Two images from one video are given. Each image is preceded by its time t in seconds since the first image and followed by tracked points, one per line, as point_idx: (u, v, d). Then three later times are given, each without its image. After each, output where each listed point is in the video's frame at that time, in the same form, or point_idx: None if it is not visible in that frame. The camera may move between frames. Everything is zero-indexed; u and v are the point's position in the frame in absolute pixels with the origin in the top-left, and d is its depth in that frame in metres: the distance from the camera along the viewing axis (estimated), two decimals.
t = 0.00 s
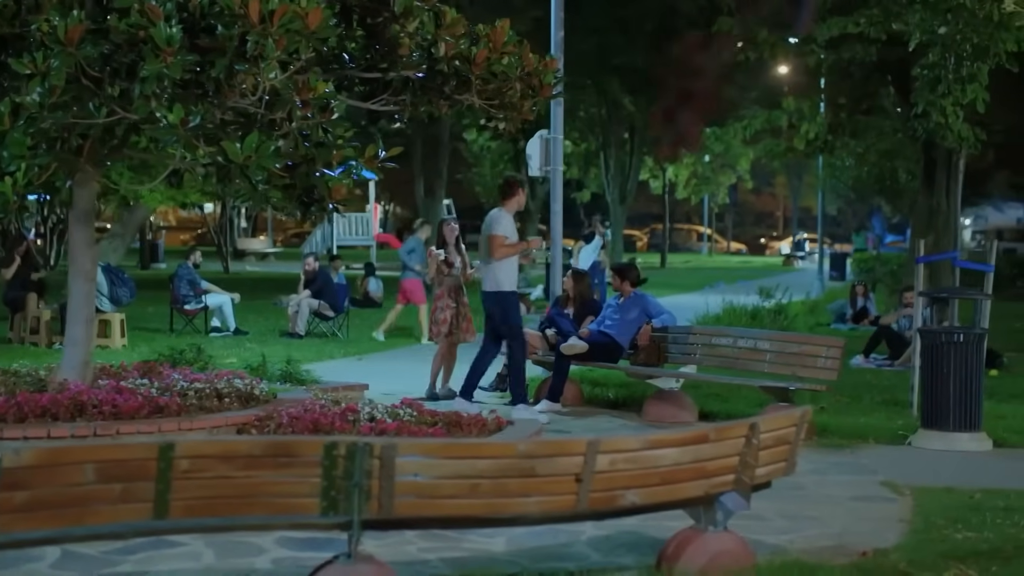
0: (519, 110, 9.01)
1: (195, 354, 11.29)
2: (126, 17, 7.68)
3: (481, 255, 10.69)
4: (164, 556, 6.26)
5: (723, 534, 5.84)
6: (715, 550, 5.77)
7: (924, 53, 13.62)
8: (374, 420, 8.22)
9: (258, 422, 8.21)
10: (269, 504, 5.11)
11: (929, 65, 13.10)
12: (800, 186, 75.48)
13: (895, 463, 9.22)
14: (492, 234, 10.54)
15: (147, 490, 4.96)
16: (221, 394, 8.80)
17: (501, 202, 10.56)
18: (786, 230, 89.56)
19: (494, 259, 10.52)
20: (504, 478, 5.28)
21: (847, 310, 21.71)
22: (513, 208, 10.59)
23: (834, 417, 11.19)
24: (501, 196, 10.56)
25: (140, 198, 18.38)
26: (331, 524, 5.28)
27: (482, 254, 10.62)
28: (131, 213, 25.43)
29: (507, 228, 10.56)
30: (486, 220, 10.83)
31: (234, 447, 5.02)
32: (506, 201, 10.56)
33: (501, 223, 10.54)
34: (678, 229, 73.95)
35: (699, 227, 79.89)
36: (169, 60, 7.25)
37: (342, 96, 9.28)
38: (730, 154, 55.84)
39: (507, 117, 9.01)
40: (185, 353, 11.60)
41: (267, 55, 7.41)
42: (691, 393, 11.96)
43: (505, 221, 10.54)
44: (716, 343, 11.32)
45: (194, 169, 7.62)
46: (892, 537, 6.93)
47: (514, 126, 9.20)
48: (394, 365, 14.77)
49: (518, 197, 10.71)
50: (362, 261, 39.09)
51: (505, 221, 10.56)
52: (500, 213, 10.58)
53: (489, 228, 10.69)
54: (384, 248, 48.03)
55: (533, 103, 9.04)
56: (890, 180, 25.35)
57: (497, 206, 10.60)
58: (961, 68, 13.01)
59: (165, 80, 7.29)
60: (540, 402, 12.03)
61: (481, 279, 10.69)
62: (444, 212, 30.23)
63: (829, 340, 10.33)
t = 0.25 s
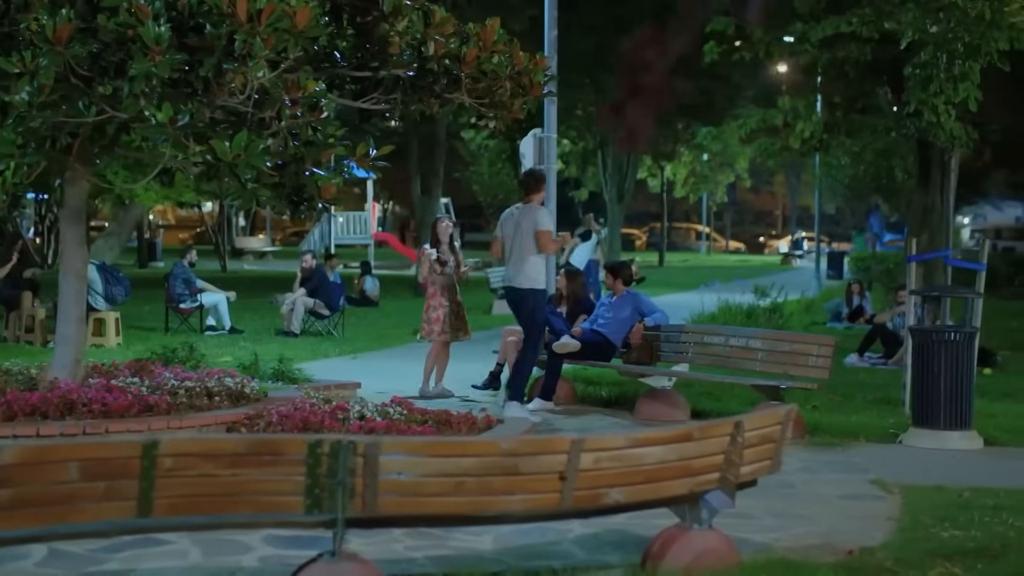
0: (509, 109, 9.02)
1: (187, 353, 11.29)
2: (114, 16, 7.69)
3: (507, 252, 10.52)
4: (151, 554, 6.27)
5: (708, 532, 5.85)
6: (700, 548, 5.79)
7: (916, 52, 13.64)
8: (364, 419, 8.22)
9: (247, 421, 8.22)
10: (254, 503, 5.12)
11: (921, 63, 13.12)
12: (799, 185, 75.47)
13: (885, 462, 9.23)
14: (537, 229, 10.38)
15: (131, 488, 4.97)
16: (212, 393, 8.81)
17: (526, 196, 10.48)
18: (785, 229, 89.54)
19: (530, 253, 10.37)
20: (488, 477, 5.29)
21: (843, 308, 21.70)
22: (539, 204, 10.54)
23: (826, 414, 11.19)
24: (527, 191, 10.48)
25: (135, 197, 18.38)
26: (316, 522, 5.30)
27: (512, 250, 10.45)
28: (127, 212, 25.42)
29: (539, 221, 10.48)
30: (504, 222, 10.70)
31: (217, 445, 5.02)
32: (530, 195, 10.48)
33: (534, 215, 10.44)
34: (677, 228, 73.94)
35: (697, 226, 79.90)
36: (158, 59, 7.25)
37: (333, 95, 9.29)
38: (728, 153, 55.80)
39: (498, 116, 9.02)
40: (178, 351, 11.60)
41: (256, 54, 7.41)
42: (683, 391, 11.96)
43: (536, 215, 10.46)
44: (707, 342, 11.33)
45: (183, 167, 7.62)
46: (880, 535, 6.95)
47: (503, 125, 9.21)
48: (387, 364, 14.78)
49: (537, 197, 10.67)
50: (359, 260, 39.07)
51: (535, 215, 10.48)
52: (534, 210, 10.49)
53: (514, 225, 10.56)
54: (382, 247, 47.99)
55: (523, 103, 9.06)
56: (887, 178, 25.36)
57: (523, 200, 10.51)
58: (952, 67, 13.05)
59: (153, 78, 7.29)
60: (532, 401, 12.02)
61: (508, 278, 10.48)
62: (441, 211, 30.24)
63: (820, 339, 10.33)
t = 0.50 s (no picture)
0: (502, 109, 9.02)
1: (181, 353, 11.29)
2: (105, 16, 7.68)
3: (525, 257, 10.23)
4: (139, 553, 6.27)
5: (696, 531, 5.86)
6: (687, 547, 5.79)
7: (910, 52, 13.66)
8: (355, 418, 8.23)
9: (238, 420, 8.23)
10: (241, 502, 5.13)
11: (915, 63, 13.15)
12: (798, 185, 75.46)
13: (877, 461, 9.23)
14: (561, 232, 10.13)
15: (117, 487, 4.98)
16: (204, 393, 8.82)
17: (539, 197, 10.18)
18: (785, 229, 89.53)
19: (551, 255, 10.10)
20: (474, 476, 5.30)
21: (839, 308, 21.70)
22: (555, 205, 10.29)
23: (820, 414, 11.20)
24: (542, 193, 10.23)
25: (131, 196, 18.36)
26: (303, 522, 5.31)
27: (532, 252, 10.16)
28: (124, 211, 25.39)
29: (557, 221, 10.23)
30: (516, 227, 10.41)
31: (203, 445, 5.03)
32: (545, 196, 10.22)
33: (552, 216, 10.19)
34: (676, 228, 73.94)
35: (696, 225, 79.90)
36: (148, 59, 7.25)
37: (325, 95, 9.30)
38: (727, 152, 55.75)
39: (490, 116, 9.03)
40: (171, 351, 11.59)
41: (246, 54, 7.42)
42: (677, 391, 11.96)
43: (553, 216, 10.19)
44: (700, 341, 11.33)
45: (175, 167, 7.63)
46: (869, 535, 6.96)
47: (495, 125, 9.21)
48: (383, 364, 14.78)
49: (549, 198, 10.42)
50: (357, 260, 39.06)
51: (554, 218, 10.20)
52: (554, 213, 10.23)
53: (529, 230, 10.28)
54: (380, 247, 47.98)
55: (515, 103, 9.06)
56: (884, 178, 25.35)
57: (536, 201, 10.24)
58: (946, 67, 13.07)
59: (144, 78, 7.29)
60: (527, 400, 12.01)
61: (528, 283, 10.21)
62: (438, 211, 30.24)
63: (813, 339, 10.34)
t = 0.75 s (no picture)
0: (494, 110, 9.04)
1: (175, 352, 11.28)
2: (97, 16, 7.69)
3: (545, 254, 10.06)
4: (129, 553, 6.28)
5: (684, 531, 5.87)
6: (675, 547, 5.80)
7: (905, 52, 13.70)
8: (347, 418, 8.24)
9: (230, 420, 8.24)
10: (229, 501, 5.13)
11: (909, 63, 13.18)
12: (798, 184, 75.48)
13: (869, 461, 9.23)
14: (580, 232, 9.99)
15: (104, 486, 4.99)
16: (197, 392, 8.83)
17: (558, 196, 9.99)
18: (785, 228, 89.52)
19: (573, 254, 9.98)
20: (462, 476, 5.31)
21: (836, 308, 21.70)
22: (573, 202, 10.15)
23: (813, 414, 11.20)
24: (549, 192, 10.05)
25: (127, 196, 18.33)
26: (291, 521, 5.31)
27: (552, 251, 10.02)
28: (120, 211, 25.34)
29: (576, 220, 10.10)
30: (532, 224, 10.25)
31: (190, 444, 5.04)
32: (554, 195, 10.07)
33: (572, 215, 10.05)
34: (675, 228, 73.95)
35: (696, 225, 79.95)
36: (140, 59, 7.27)
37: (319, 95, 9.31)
38: (727, 151, 55.74)
39: (482, 116, 9.05)
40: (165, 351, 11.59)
41: (237, 54, 7.45)
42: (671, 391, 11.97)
43: (572, 214, 10.06)
44: (695, 341, 11.36)
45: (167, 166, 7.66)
46: (859, 534, 6.96)
47: (487, 125, 9.23)
48: (378, 364, 14.78)
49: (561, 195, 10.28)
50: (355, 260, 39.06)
51: (573, 218, 10.05)
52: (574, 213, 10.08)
53: (546, 227, 10.11)
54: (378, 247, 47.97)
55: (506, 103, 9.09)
56: (881, 177, 25.36)
57: (552, 200, 10.07)
58: (941, 67, 13.11)
59: (136, 78, 7.32)
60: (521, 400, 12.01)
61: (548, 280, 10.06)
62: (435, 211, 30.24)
63: (806, 338, 10.35)
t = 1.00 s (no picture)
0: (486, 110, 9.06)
1: (169, 352, 11.28)
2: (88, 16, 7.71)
3: (575, 252, 9.83)
4: (119, 552, 6.28)
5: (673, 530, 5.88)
6: (664, 546, 5.80)
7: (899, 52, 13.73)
8: (339, 417, 8.24)
9: (223, 419, 8.25)
10: (217, 501, 5.14)
11: (903, 62, 13.22)
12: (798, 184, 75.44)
13: (862, 460, 9.24)
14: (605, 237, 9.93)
15: (92, 486, 5.00)
16: (189, 391, 8.83)
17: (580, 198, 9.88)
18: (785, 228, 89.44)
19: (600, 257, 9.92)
20: (450, 475, 5.31)
21: (833, 308, 21.70)
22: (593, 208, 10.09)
23: (808, 413, 11.20)
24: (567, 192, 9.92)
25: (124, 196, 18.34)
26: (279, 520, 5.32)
27: (585, 250, 9.83)
28: (118, 211, 25.35)
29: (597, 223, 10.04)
30: (553, 223, 9.96)
31: (178, 443, 5.05)
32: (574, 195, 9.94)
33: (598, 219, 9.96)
34: (675, 228, 73.93)
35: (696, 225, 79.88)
36: (131, 58, 7.28)
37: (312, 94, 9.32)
38: (726, 151, 55.68)
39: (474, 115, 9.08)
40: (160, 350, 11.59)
41: (228, 53, 7.47)
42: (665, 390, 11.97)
43: (599, 217, 9.99)
44: (688, 340, 11.33)
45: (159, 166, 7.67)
46: (849, 533, 6.97)
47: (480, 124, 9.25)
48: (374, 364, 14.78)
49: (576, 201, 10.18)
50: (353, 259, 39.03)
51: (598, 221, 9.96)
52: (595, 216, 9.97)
53: (574, 225, 9.91)
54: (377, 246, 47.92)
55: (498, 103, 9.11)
56: (879, 177, 25.35)
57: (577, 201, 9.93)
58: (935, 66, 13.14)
59: (127, 77, 7.33)
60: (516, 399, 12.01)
61: (575, 278, 9.81)
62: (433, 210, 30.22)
63: (799, 337, 10.35)
